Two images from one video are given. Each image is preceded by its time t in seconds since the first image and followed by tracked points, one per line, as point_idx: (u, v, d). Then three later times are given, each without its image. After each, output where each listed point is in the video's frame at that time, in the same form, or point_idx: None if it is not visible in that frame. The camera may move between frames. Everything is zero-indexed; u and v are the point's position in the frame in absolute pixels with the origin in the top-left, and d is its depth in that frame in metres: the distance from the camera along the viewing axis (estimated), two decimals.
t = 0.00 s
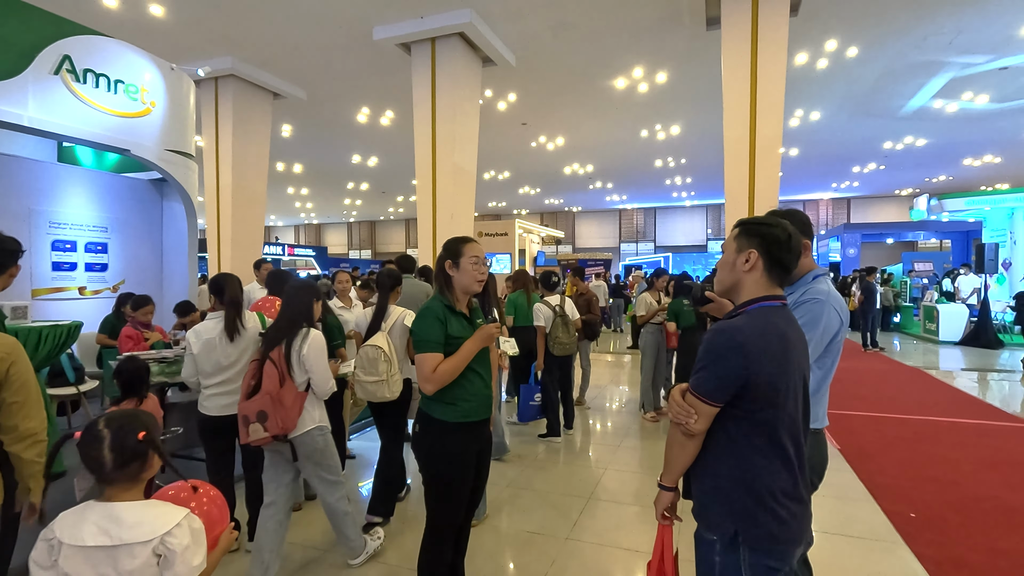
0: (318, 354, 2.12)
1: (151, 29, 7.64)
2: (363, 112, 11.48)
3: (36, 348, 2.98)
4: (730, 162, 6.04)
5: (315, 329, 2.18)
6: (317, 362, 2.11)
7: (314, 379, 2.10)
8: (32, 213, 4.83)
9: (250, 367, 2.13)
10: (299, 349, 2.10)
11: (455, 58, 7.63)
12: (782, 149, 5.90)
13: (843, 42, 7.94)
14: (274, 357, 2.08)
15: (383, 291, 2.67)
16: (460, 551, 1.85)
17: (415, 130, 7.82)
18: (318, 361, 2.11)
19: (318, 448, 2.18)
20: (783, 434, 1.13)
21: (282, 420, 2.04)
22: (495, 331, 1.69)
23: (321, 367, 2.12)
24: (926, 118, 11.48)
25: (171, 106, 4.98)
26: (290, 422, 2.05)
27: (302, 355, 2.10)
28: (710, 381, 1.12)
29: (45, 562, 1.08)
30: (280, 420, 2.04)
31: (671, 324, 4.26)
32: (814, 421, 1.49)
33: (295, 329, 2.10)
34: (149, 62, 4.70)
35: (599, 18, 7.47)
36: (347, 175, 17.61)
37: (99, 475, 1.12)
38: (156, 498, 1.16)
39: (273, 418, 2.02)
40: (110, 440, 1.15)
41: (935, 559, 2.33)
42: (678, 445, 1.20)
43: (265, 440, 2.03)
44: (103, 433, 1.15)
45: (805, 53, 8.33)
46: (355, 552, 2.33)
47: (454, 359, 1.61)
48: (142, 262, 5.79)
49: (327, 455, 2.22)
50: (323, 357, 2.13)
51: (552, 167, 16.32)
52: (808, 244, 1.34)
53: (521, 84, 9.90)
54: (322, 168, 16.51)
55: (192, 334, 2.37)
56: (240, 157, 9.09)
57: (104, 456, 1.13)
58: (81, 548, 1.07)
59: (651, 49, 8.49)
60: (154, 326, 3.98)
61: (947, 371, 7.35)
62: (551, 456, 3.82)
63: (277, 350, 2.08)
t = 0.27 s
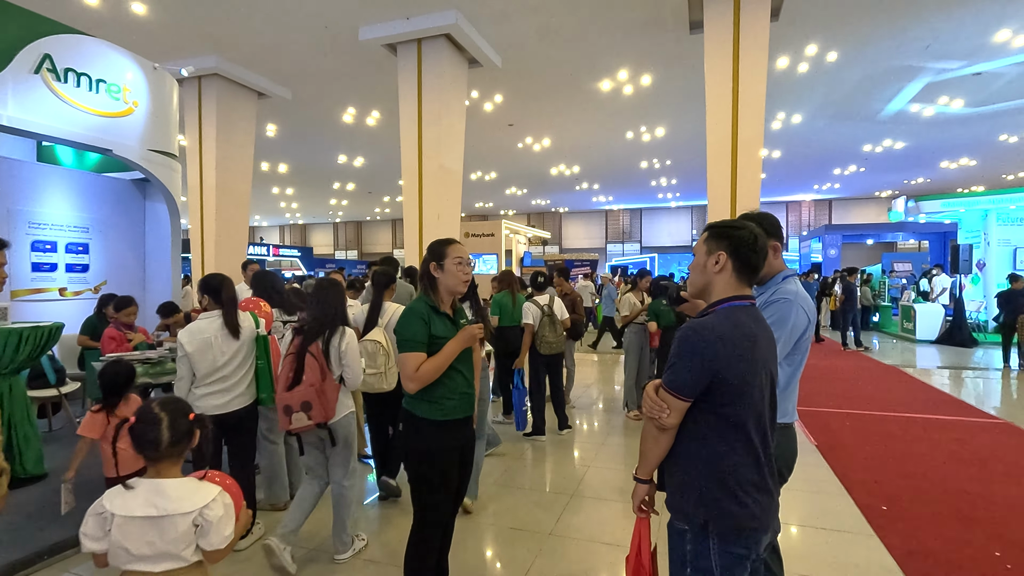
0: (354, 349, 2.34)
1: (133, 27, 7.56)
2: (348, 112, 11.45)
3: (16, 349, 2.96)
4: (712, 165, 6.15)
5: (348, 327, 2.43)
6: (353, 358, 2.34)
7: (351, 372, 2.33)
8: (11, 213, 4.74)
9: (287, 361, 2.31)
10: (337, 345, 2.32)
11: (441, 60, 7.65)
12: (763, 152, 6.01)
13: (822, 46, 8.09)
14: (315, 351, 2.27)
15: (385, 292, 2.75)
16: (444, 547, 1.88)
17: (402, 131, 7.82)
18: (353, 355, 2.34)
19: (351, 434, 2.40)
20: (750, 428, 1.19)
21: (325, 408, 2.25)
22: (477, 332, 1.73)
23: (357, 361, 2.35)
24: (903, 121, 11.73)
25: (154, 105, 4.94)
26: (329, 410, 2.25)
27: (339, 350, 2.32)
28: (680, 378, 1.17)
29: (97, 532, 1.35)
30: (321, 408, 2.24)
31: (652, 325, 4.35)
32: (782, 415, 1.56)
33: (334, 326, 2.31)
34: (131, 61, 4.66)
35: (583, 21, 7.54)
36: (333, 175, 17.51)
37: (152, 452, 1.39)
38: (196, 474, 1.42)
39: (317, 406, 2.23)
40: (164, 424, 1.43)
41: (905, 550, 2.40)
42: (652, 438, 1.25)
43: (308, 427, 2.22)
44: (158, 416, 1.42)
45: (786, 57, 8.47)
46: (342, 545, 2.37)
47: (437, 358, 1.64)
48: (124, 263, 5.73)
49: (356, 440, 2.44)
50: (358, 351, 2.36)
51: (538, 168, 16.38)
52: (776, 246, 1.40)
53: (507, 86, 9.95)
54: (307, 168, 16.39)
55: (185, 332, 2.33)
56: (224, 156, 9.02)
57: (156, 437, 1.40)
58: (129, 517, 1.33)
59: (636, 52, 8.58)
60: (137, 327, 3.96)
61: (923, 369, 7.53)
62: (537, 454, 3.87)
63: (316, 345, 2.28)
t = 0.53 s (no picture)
0: (370, 344, 2.60)
1: (116, 26, 7.48)
2: (336, 112, 11.42)
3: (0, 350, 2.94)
4: (697, 167, 6.24)
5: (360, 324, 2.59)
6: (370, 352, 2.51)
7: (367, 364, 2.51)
8: None
9: (310, 357, 2.39)
10: (356, 339, 2.53)
11: (428, 61, 7.67)
12: (747, 154, 6.10)
13: (805, 51, 8.22)
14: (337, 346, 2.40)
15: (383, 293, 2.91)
16: (431, 543, 1.92)
17: (389, 132, 7.82)
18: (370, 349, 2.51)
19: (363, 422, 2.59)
20: (723, 423, 1.24)
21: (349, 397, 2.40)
22: (464, 332, 1.77)
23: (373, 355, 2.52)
24: (884, 125, 11.95)
25: (139, 106, 4.91)
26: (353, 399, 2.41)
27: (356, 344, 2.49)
28: (657, 376, 1.22)
29: (130, 503, 1.57)
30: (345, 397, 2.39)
31: (636, 325, 4.40)
32: (758, 412, 1.61)
33: (349, 322, 2.46)
34: (116, 61, 4.64)
35: (570, 23, 7.60)
36: (320, 176, 17.43)
37: (188, 427, 1.70)
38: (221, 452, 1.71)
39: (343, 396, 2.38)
40: (200, 406, 1.74)
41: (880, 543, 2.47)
42: (631, 434, 1.29)
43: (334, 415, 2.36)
44: (195, 397, 1.74)
45: (770, 61, 8.60)
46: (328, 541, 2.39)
47: (425, 357, 1.68)
48: (108, 264, 5.68)
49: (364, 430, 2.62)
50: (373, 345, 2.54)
51: (527, 169, 16.43)
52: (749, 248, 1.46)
53: (495, 87, 9.98)
54: (295, 169, 16.29)
55: (181, 333, 2.33)
56: (210, 156, 8.95)
57: (190, 416, 1.70)
58: (165, 487, 1.59)
59: (623, 54, 8.65)
60: (124, 328, 3.94)
61: (903, 368, 7.69)
62: (525, 453, 3.92)
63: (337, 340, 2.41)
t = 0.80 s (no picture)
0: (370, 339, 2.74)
1: (101, 25, 7.41)
2: (325, 113, 11.38)
3: None
4: (685, 170, 6.31)
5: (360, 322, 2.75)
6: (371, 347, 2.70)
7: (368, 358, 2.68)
8: None
9: (318, 352, 2.54)
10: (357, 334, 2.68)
11: (418, 62, 7.68)
12: (734, 156, 6.18)
13: (791, 55, 8.34)
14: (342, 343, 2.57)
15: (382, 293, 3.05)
16: (420, 541, 1.94)
17: (379, 133, 7.82)
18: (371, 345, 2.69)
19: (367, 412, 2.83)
20: (706, 422, 1.27)
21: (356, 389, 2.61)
22: (451, 334, 1.78)
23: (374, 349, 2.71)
24: (869, 128, 12.14)
25: (126, 106, 4.88)
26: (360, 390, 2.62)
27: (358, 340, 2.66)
28: (642, 376, 1.26)
29: (135, 498, 1.60)
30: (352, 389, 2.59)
31: (624, 326, 4.46)
32: (739, 411, 1.65)
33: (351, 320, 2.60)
34: (103, 61, 4.61)
35: (559, 26, 7.65)
36: (309, 176, 17.34)
37: (180, 424, 1.77)
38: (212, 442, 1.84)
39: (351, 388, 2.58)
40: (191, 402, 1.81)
41: (859, 538, 2.54)
42: (617, 432, 1.33)
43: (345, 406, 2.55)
44: (183, 396, 1.80)
45: (757, 65, 8.71)
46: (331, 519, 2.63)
47: (415, 358, 1.70)
48: (93, 265, 5.61)
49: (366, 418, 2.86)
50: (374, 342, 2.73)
51: (517, 171, 16.46)
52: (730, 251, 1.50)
53: (485, 88, 10.01)
54: (283, 169, 16.19)
55: (174, 334, 2.33)
56: (197, 157, 8.88)
57: (182, 413, 1.77)
58: (169, 481, 1.67)
59: (612, 57, 8.71)
60: (110, 329, 3.91)
61: (886, 367, 7.83)
62: (514, 453, 3.94)
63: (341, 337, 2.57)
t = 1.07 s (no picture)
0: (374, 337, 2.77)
1: (86, 22, 7.30)
2: (314, 113, 11.31)
3: None
4: (674, 172, 6.37)
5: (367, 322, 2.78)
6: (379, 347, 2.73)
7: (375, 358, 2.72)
8: None
9: (330, 350, 2.57)
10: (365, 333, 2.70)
11: (408, 63, 7.66)
12: (721, 159, 6.25)
13: (777, 59, 8.44)
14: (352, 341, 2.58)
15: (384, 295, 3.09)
16: (415, 543, 1.95)
17: (369, 134, 7.79)
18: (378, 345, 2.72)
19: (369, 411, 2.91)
20: (697, 422, 1.30)
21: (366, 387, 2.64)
22: (447, 336, 1.79)
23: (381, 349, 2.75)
24: (853, 131, 12.33)
25: (112, 105, 4.81)
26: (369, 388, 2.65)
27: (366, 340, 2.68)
28: (636, 377, 1.28)
29: (123, 491, 1.65)
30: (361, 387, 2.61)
31: (614, 327, 4.49)
32: (730, 411, 1.67)
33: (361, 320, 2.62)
34: (88, 60, 4.55)
35: (549, 28, 7.67)
36: (297, 176, 17.22)
37: (162, 419, 1.75)
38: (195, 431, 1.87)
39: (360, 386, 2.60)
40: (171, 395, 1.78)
41: (846, 535, 2.58)
42: (611, 433, 1.34)
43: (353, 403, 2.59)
44: (163, 389, 1.76)
45: (744, 68, 8.80)
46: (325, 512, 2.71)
47: (410, 360, 1.71)
48: (78, 266, 5.53)
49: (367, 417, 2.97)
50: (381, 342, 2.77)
51: (506, 172, 16.47)
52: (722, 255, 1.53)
53: (475, 90, 10.00)
54: (271, 169, 16.06)
55: (164, 337, 2.32)
56: (184, 157, 8.79)
57: (164, 408, 1.74)
58: (156, 472, 1.72)
59: (601, 60, 8.76)
60: (98, 331, 3.87)
61: (870, 367, 7.96)
62: (506, 454, 3.96)
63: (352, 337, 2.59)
